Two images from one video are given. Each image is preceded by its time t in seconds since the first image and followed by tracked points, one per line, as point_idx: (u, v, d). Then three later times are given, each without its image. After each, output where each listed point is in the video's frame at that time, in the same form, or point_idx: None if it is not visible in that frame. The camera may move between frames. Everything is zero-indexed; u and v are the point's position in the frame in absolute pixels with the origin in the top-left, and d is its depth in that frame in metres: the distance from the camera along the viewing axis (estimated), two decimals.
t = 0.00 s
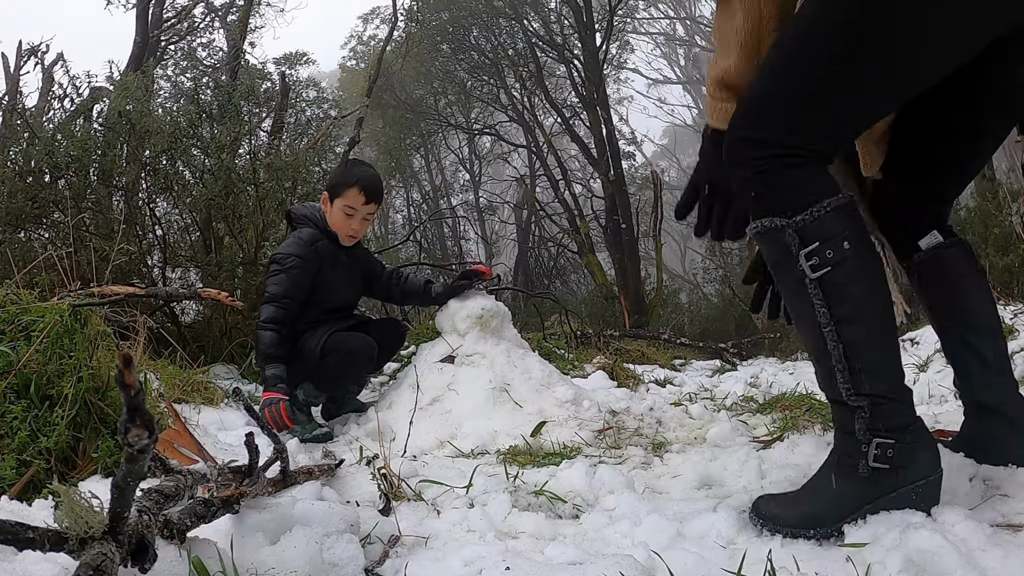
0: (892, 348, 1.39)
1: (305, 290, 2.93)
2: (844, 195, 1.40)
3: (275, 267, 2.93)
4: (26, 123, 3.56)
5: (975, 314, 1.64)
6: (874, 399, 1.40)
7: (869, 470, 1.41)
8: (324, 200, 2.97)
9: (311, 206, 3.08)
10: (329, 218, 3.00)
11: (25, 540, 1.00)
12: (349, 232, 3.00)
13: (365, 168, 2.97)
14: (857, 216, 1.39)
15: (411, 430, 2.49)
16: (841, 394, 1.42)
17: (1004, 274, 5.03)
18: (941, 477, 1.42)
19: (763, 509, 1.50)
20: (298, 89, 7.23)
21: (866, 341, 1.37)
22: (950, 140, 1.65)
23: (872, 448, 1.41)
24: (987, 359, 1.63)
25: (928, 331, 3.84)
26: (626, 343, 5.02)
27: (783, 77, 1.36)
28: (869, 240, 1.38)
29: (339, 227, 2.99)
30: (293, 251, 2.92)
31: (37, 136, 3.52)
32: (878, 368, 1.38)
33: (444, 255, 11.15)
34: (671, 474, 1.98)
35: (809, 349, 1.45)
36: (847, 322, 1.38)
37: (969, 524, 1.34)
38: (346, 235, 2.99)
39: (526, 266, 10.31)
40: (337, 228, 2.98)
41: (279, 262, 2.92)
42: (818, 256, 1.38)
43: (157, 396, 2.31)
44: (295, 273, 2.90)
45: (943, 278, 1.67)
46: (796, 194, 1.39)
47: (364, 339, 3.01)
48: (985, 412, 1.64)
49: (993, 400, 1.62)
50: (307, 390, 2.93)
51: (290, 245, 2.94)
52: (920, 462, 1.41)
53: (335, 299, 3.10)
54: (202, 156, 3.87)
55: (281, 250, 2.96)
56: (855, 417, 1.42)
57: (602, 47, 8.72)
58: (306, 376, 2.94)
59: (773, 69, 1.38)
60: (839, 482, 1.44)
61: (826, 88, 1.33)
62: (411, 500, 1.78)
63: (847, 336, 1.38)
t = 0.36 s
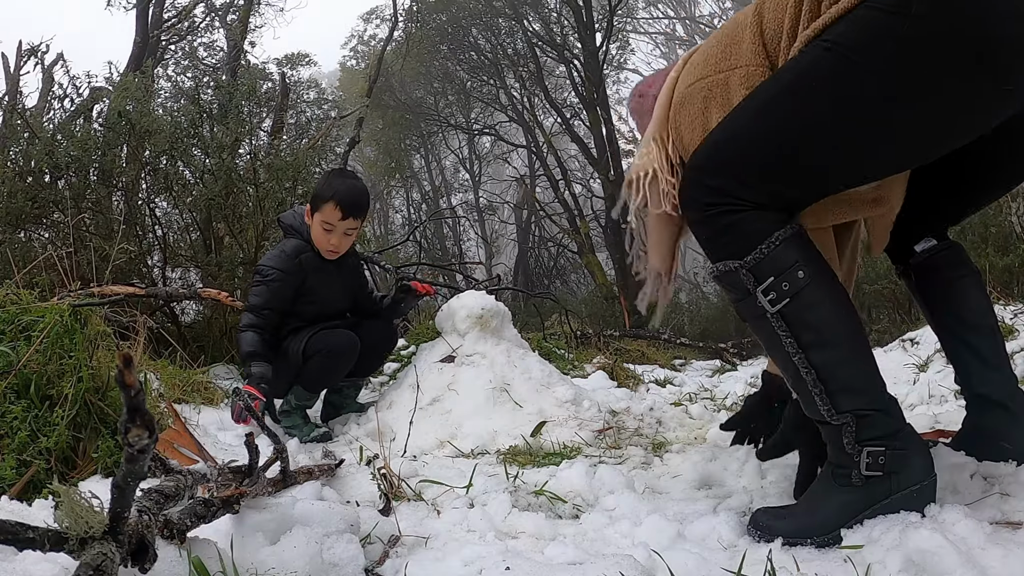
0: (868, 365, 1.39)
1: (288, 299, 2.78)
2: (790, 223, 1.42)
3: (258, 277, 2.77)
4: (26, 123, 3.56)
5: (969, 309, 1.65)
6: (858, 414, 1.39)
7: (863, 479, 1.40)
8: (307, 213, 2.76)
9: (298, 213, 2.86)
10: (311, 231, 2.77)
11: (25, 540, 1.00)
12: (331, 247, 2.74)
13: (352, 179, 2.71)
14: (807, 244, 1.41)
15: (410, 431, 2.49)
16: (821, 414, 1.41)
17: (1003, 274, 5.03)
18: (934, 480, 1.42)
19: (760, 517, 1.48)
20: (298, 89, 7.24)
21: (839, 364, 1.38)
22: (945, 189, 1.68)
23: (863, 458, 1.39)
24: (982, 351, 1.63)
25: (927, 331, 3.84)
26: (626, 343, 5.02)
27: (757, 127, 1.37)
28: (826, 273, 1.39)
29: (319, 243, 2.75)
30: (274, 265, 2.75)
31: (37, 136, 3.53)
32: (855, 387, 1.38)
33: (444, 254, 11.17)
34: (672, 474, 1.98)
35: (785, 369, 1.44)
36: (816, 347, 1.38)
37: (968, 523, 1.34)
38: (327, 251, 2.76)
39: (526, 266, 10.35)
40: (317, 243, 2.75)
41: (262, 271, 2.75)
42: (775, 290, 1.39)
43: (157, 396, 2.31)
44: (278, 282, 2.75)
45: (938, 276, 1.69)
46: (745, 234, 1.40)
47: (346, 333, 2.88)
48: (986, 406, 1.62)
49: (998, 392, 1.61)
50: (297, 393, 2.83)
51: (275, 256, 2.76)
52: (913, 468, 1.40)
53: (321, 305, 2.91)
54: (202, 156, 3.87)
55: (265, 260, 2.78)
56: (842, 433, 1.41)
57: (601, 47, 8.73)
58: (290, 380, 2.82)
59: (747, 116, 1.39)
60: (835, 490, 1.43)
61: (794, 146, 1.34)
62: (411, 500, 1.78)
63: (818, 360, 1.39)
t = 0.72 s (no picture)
0: (860, 364, 1.40)
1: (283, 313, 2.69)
2: (775, 228, 1.44)
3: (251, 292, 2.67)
4: (26, 123, 3.57)
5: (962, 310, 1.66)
6: (852, 413, 1.40)
7: (861, 479, 1.40)
8: (297, 228, 2.66)
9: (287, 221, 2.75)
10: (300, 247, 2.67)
11: (25, 540, 1.00)
12: (319, 266, 2.67)
13: (347, 199, 2.60)
14: (793, 251, 1.43)
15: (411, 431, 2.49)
16: (816, 415, 1.43)
17: (1003, 274, 5.03)
18: (933, 479, 1.42)
19: (761, 518, 1.48)
20: (298, 89, 7.24)
21: (831, 365, 1.39)
22: (939, 210, 1.68)
23: (860, 457, 1.40)
24: (976, 350, 1.64)
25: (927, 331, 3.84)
26: (626, 343, 5.02)
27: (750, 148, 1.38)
28: (812, 277, 1.41)
29: (308, 259, 2.67)
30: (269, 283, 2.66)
31: (37, 136, 3.53)
32: (847, 387, 1.39)
33: (444, 254, 11.17)
34: (672, 474, 1.98)
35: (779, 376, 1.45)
36: (807, 350, 1.40)
37: (969, 522, 1.34)
38: (316, 268, 2.68)
39: (526, 266, 10.39)
40: (307, 259, 2.67)
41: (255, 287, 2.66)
42: (762, 296, 1.41)
43: (157, 396, 2.31)
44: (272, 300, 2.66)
45: (928, 283, 1.71)
46: (729, 242, 1.42)
47: (340, 332, 2.87)
48: (984, 402, 1.62)
49: (996, 388, 1.61)
50: (296, 393, 2.85)
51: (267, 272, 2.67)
52: (911, 467, 1.39)
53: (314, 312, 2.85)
54: (202, 156, 3.87)
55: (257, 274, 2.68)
56: (838, 433, 1.42)
57: (601, 47, 8.74)
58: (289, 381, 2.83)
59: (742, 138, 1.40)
60: (834, 491, 1.43)
61: (786, 168, 1.36)
62: (411, 500, 1.78)
63: (810, 362, 1.40)
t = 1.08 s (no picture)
0: (860, 364, 1.40)
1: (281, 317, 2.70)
2: (774, 232, 1.44)
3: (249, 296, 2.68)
4: (26, 123, 3.57)
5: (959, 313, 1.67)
6: (852, 413, 1.40)
7: (861, 478, 1.41)
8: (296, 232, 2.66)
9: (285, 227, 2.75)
10: (300, 251, 2.68)
11: (24, 540, 1.00)
12: (319, 270, 2.67)
13: (347, 203, 2.59)
14: (791, 254, 1.43)
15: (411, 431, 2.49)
16: (816, 415, 1.42)
17: (1004, 274, 5.03)
18: (933, 479, 1.42)
19: (761, 518, 1.48)
20: (298, 89, 7.25)
21: (830, 365, 1.39)
22: (940, 226, 1.65)
23: (860, 457, 1.40)
24: (974, 352, 1.64)
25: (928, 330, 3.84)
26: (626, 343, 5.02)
27: (750, 159, 1.38)
28: (812, 279, 1.41)
29: (307, 262, 2.68)
30: (264, 292, 2.67)
31: (37, 137, 3.53)
32: (847, 387, 1.39)
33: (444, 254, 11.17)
34: (672, 473, 1.98)
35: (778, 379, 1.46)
36: (807, 351, 1.40)
37: (970, 522, 1.34)
38: (315, 272, 2.69)
39: (526, 266, 10.41)
40: (305, 263, 2.67)
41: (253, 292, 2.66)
42: (760, 297, 1.41)
43: (158, 396, 2.31)
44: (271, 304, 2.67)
45: (924, 285, 1.71)
46: (725, 247, 1.43)
47: (339, 335, 2.86)
48: (984, 403, 1.62)
49: (994, 388, 1.61)
50: (296, 392, 2.85)
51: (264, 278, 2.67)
52: (911, 467, 1.40)
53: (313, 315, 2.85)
54: (202, 156, 3.86)
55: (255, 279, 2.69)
56: (838, 433, 1.42)
57: (601, 47, 8.73)
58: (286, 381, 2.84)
59: (742, 149, 1.40)
60: (834, 490, 1.43)
61: (786, 181, 1.37)
62: (411, 500, 1.78)
63: (809, 363, 1.40)
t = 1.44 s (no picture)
0: (865, 364, 1.40)
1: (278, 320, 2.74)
2: (784, 228, 1.43)
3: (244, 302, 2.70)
4: (26, 123, 3.57)
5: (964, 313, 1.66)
6: (856, 414, 1.40)
7: (863, 479, 1.40)
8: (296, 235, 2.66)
9: (284, 231, 2.76)
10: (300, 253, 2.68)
11: (25, 540, 1.00)
12: (319, 271, 2.67)
13: (347, 206, 2.60)
14: (801, 250, 1.42)
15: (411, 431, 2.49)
16: (819, 415, 1.43)
17: (1004, 274, 5.03)
18: (934, 480, 1.42)
19: (761, 518, 1.48)
20: (298, 89, 7.25)
21: (835, 364, 1.39)
22: (953, 215, 1.66)
23: (862, 457, 1.40)
24: (977, 353, 1.64)
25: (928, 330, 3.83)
26: (626, 343, 5.01)
27: (761, 152, 1.39)
28: (822, 277, 1.41)
29: (307, 265, 2.68)
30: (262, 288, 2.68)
31: (37, 136, 3.53)
32: (851, 387, 1.39)
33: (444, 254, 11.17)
34: (672, 473, 1.98)
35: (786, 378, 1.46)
36: (812, 350, 1.40)
37: (969, 522, 1.34)
38: (315, 275, 2.69)
39: (526, 266, 10.39)
40: (305, 266, 2.68)
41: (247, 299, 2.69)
42: (768, 294, 1.41)
43: (157, 396, 2.31)
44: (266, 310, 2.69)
45: (927, 283, 1.71)
46: (735, 241, 1.43)
47: (332, 341, 2.84)
48: (984, 404, 1.62)
49: (994, 388, 1.61)
50: (295, 391, 2.85)
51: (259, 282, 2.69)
52: (912, 468, 1.39)
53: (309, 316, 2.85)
54: (202, 156, 3.87)
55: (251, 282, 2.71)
56: (841, 433, 1.41)
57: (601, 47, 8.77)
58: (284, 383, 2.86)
59: (753, 143, 1.40)
60: (835, 491, 1.43)
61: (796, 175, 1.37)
62: (411, 500, 1.78)
63: (815, 362, 1.40)
